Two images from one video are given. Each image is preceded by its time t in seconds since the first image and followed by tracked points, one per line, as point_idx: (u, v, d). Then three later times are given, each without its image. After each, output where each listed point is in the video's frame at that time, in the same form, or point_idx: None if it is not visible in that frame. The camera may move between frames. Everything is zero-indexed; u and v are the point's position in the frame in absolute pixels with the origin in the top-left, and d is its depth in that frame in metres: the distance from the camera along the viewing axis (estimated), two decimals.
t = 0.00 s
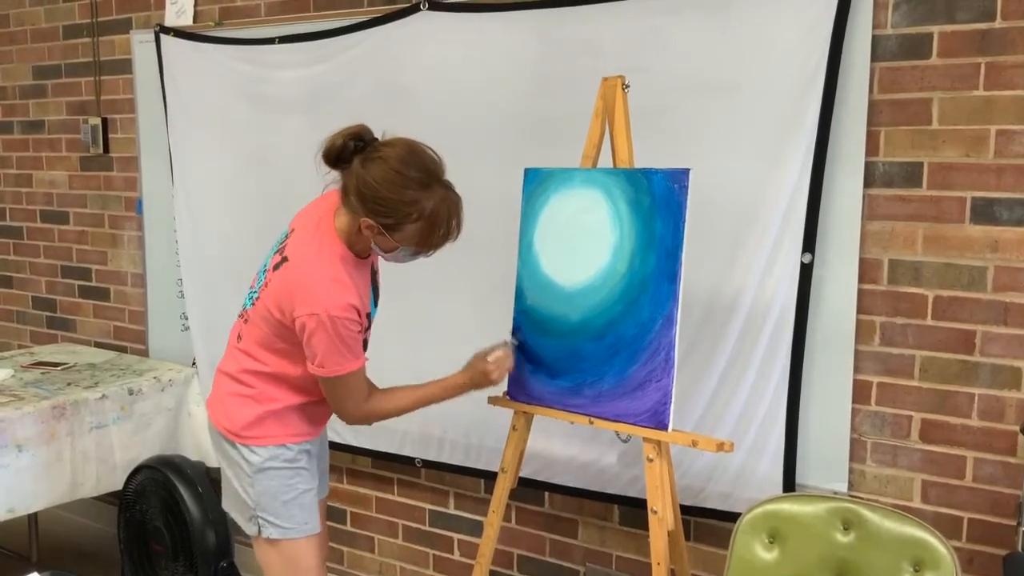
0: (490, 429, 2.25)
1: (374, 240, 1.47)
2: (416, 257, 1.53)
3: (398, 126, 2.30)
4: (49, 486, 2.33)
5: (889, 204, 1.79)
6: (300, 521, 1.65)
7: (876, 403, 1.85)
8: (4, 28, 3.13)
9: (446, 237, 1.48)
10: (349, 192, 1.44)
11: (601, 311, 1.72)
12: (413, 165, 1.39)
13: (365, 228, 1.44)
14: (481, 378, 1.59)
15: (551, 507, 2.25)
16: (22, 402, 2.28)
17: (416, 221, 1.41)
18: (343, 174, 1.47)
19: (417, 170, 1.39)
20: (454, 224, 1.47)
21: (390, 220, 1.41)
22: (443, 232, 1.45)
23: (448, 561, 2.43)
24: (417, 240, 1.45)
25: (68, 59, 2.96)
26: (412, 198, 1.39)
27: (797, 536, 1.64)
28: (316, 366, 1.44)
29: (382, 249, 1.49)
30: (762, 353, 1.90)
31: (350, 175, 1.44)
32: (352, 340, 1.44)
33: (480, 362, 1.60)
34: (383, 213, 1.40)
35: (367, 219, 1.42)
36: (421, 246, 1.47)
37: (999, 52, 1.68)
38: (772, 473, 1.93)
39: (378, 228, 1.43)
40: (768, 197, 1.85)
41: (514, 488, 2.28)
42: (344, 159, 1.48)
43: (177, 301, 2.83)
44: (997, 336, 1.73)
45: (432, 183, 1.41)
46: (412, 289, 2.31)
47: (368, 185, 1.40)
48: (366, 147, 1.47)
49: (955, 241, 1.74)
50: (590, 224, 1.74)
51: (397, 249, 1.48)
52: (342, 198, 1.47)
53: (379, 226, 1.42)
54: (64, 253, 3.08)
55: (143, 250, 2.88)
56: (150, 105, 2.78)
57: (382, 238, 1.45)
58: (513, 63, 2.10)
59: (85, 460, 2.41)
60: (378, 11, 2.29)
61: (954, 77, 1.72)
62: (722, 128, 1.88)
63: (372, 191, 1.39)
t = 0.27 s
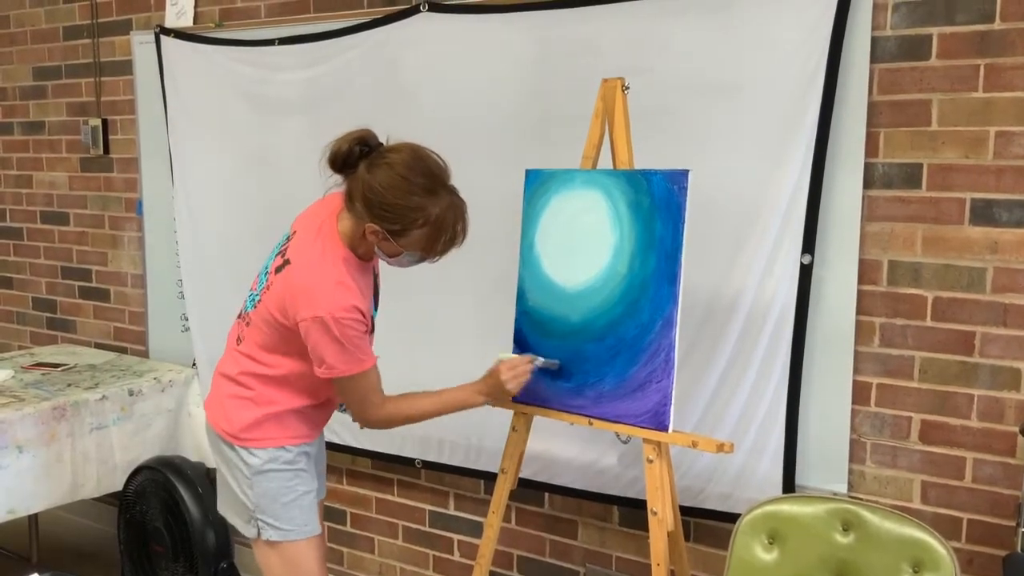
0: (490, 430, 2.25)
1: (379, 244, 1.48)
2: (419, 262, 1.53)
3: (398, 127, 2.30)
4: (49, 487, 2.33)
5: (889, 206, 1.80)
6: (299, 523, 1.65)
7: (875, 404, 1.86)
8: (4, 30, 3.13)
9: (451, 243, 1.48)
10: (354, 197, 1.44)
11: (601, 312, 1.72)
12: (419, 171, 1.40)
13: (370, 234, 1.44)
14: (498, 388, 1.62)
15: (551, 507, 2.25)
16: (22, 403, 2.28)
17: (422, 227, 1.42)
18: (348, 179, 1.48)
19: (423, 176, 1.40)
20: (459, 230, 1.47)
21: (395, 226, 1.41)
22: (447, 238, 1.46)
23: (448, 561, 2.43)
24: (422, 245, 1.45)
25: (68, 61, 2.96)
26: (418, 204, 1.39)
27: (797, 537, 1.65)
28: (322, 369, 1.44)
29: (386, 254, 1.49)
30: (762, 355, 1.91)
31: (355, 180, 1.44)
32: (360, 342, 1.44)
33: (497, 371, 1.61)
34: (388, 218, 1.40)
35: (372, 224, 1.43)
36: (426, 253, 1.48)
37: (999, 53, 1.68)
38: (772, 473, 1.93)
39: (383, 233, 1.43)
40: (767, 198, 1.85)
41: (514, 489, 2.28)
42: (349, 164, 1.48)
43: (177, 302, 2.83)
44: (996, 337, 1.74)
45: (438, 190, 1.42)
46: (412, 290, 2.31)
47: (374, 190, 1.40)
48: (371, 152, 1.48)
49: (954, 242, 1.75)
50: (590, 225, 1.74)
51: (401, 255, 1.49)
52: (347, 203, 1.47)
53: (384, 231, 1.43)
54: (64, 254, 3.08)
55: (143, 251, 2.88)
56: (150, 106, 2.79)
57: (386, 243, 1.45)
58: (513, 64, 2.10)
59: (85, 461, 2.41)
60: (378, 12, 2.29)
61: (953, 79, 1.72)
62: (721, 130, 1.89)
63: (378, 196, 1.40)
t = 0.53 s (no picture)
0: (490, 430, 2.26)
1: (379, 244, 1.48)
2: (420, 262, 1.54)
3: (398, 128, 2.31)
4: (49, 488, 2.33)
5: (888, 206, 1.80)
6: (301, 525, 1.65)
7: (875, 404, 1.86)
8: (4, 30, 3.13)
9: (453, 242, 1.49)
10: (356, 197, 1.44)
11: (601, 312, 1.72)
12: (421, 171, 1.40)
13: (371, 233, 1.44)
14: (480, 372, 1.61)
15: (551, 508, 2.25)
16: (22, 404, 2.28)
17: (424, 226, 1.42)
18: (349, 179, 1.48)
19: (425, 175, 1.40)
20: (460, 229, 1.48)
21: (397, 225, 1.41)
22: (449, 237, 1.46)
23: (447, 562, 2.43)
24: (423, 244, 1.46)
25: (68, 61, 2.96)
26: (420, 204, 1.40)
27: (796, 537, 1.65)
28: (319, 369, 1.44)
29: (387, 253, 1.50)
30: (761, 355, 1.91)
31: (357, 180, 1.44)
32: (354, 344, 1.44)
33: (479, 356, 1.60)
34: (390, 218, 1.41)
35: (374, 224, 1.43)
36: (428, 251, 1.48)
37: (998, 54, 1.68)
38: (772, 474, 1.94)
39: (384, 233, 1.43)
40: (767, 199, 1.85)
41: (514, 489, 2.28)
42: (350, 164, 1.48)
43: (177, 302, 2.83)
44: (996, 337, 1.74)
45: (440, 189, 1.42)
46: (411, 290, 2.32)
47: (376, 190, 1.40)
48: (372, 152, 1.48)
49: (954, 243, 1.75)
50: (590, 225, 1.74)
51: (402, 254, 1.49)
52: (348, 203, 1.47)
53: (386, 231, 1.43)
54: (64, 255, 3.08)
55: (143, 252, 2.88)
56: (150, 106, 2.79)
57: (388, 242, 1.46)
58: (513, 64, 2.10)
59: (84, 462, 2.41)
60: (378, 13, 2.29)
61: (953, 79, 1.72)
62: (721, 130, 1.89)
63: (380, 196, 1.40)
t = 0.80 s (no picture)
0: (490, 431, 2.26)
1: (377, 244, 1.48)
2: (418, 262, 1.54)
3: (397, 128, 2.31)
4: (49, 488, 2.33)
5: (888, 206, 1.80)
6: (299, 525, 1.65)
7: (875, 404, 1.86)
8: (4, 31, 3.13)
9: (450, 242, 1.49)
10: (353, 197, 1.44)
11: (600, 312, 1.72)
12: (418, 170, 1.40)
13: (369, 233, 1.44)
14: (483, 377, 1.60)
15: (551, 508, 2.25)
16: (22, 404, 2.28)
17: (421, 226, 1.42)
18: (346, 179, 1.48)
19: (422, 175, 1.40)
20: (458, 229, 1.48)
21: (394, 225, 1.41)
22: (446, 236, 1.46)
23: (447, 562, 2.43)
24: (421, 244, 1.46)
25: (68, 62, 2.96)
26: (417, 203, 1.40)
27: (796, 538, 1.65)
28: (318, 368, 1.44)
29: (384, 254, 1.49)
30: (761, 355, 1.91)
31: (354, 180, 1.44)
32: (353, 342, 1.44)
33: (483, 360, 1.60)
34: (387, 217, 1.41)
35: (371, 223, 1.43)
36: (425, 251, 1.48)
37: (998, 54, 1.68)
38: (772, 474, 1.94)
39: (381, 232, 1.43)
40: (767, 199, 1.85)
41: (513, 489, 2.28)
42: (347, 164, 1.48)
43: (177, 303, 2.83)
44: (996, 338, 1.74)
45: (437, 189, 1.42)
46: (411, 290, 2.32)
47: (372, 190, 1.40)
48: (369, 152, 1.48)
49: (953, 243, 1.75)
50: (590, 225, 1.74)
51: (400, 254, 1.49)
52: (345, 203, 1.47)
53: (383, 231, 1.43)
54: (64, 255, 3.08)
55: (143, 252, 2.88)
56: (149, 106, 2.79)
57: (385, 242, 1.46)
58: (513, 65, 2.10)
59: (84, 462, 2.41)
60: (378, 13, 2.29)
61: (953, 80, 1.72)
62: (720, 131, 1.89)
63: (376, 195, 1.40)
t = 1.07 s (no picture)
0: (490, 431, 2.26)
1: (376, 247, 1.48)
2: (417, 265, 1.54)
3: (397, 129, 2.31)
4: (49, 489, 2.33)
5: (888, 207, 1.80)
6: (300, 526, 1.65)
7: (875, 405, 1.86)
8: (4, 31, 3.13)
9: (449, 246, 1.48)
10: (351, 200, 1.44)
11: (600, 313, 1.72)
12: (416, 174, 1.40)
13: (367, 236, 1.45)
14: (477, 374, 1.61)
15: (551, 509, 2.25)
16: (22, 405, 2.28)
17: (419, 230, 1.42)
18: (346, 182, 1.48)
19: (420, 179, 1.40)
20: (456, 232, 1.48)
21: (392, 229, 1.41)
22: (445, 240, 1.46)
23: (447, 563, 2.43)
24: (419, 247, 1.46)
25: (68, 62, 2.96)
26: (415, 207, 1.40)
27: (796, 538, 1.65)
28: (316, 371, 1.44)
29: (383, 256, 1.49)
30: (761, 356, 1.91)
31: (353, 182, 1.44)
32: (352, 344, 1.45)
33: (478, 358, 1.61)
34: (385, 222, 1.41)
35: (370, 226, 1.43)
36: (424, 254, 1.48)
37: (998, 55, 1.68)
38: (772, 475, 1.94)
39: (380, 236, 1.43)
40: (767, 200, 1.86)
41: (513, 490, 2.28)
42: (346, 166, 1.48)
43: (177, 303, 2.83)
44: (996, 338, 1.74)
45: (435, 193, 1.42)
46: (411, 290, 2.32)
47: (371, 193, 1.40)
48: (368, 155, 1.48)
49: (953, 243, 1.75)
50: (590, 226, 1.74)
51: (399, 257, 1.49)
52: (344, 206, 1.47)
53: (382, 234, 1.43)
54: (64, 256, 3.08)
55: (143, 253, 2.88)
56: (149, 107, 2.79)
57: (384, 245, 1.46)
58: (513, 65, 2.10)
59: (84, 463, 2.41)
60: (378, 14, 2.29)
61: (953, 80, 1.72)
62: (720, 131, 1.89)
63: (375, 200, 1.40)
